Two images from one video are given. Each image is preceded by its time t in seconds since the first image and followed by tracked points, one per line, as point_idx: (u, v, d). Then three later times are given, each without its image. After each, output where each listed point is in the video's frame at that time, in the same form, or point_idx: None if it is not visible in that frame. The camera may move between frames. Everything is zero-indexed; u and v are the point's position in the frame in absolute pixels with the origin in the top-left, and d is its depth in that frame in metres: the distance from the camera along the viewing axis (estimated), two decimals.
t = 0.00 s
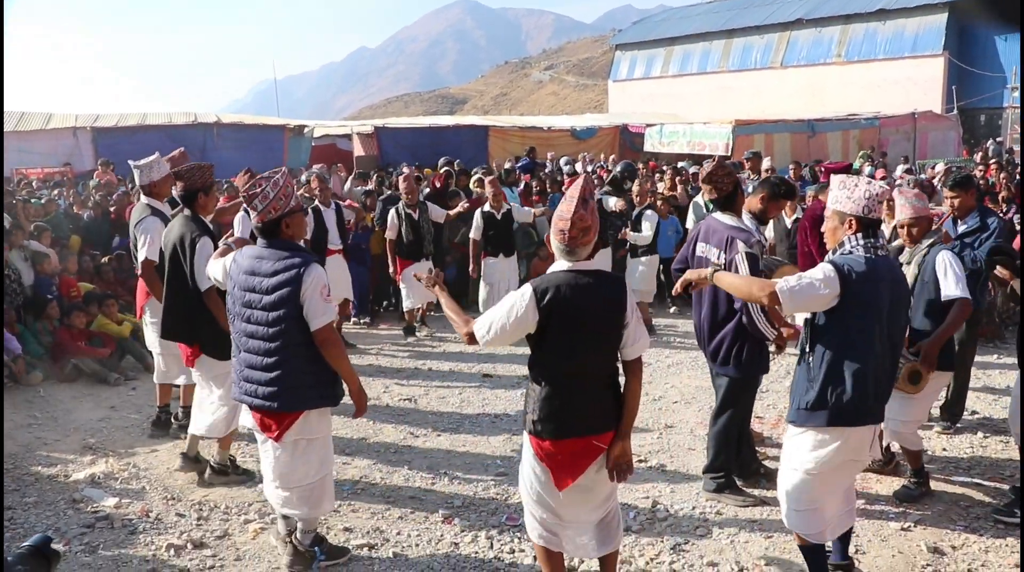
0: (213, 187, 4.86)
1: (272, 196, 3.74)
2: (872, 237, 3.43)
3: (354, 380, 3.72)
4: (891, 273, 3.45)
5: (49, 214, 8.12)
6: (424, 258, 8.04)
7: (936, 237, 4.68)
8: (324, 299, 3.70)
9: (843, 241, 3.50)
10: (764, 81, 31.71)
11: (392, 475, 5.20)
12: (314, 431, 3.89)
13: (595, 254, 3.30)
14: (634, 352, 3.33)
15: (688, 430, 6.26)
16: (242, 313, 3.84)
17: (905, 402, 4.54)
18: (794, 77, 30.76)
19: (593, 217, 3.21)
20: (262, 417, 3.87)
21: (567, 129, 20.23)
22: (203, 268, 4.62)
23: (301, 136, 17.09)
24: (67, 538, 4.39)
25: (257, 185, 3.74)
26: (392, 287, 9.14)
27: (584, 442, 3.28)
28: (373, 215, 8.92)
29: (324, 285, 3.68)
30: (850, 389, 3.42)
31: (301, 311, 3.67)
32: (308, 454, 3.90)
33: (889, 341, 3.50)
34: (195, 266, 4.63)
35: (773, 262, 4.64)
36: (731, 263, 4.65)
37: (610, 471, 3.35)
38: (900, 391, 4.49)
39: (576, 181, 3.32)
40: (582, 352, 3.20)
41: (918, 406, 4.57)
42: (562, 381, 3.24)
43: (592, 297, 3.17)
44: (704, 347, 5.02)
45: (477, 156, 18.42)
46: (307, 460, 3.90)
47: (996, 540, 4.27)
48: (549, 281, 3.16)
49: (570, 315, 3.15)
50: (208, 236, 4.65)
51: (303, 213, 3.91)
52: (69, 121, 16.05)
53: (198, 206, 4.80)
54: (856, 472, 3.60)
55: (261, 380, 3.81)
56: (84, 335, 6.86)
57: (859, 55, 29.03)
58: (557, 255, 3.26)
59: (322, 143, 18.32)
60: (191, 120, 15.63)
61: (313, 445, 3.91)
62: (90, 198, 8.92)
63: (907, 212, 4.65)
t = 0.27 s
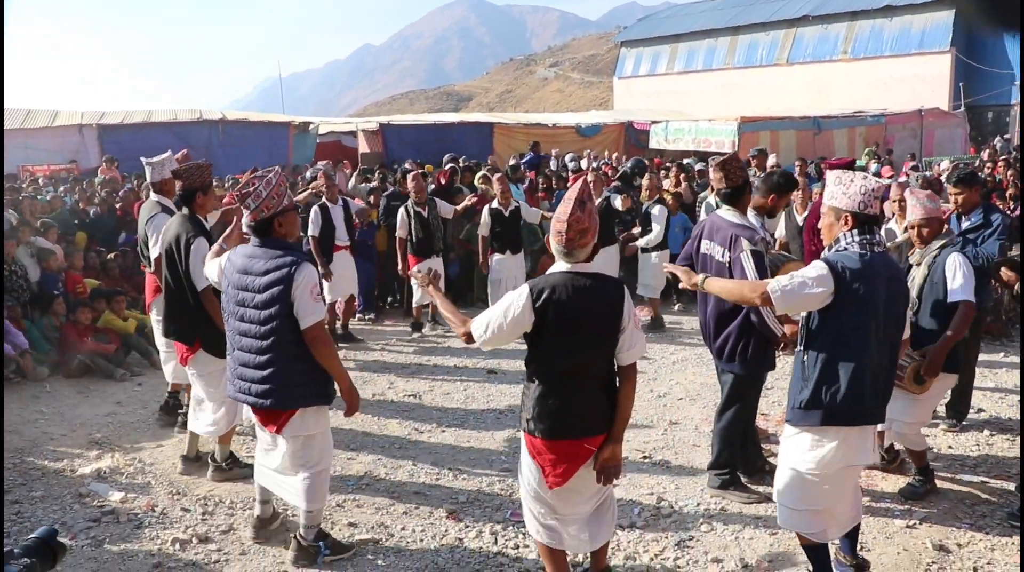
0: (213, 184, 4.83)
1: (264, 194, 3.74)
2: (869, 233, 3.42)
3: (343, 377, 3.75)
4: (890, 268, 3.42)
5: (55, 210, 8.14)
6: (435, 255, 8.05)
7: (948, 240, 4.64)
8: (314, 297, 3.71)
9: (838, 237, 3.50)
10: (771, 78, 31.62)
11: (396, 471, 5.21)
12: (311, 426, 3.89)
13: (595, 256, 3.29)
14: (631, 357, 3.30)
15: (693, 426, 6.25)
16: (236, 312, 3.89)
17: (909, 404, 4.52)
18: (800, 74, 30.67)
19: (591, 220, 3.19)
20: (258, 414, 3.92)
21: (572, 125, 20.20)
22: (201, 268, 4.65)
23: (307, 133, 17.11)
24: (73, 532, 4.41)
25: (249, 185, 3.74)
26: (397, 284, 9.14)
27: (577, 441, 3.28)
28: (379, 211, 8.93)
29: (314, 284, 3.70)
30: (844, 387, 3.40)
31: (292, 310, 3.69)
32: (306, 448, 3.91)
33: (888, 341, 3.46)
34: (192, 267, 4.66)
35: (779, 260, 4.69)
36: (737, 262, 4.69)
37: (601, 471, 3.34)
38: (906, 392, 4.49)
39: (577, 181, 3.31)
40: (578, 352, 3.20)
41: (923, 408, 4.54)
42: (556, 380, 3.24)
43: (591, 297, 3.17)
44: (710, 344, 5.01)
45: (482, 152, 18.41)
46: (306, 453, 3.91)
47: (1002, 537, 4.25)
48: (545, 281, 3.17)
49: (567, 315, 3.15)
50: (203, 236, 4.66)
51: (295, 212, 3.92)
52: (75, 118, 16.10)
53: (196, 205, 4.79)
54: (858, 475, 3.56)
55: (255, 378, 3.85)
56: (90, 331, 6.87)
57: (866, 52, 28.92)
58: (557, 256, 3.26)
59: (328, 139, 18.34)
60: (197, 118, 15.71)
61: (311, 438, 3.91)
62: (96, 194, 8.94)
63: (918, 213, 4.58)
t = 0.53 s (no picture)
0: (214, 175, 4.82)
1: (251, 188, 3.84)
2: (863, 226, 3.41)
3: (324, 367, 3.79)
4: (886, 262, 3.41)
5: (58, 206, 8.13)
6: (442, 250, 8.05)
7: (953, 233, 4.55)
8: (297, 292, 3.78)
9: (833, 231, 3.51)
10: (775, 75, 31.53)
11: (398, 466, 5.20)
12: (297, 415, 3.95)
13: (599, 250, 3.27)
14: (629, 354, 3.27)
15: (696, 422, 6.23)
16: (224, 302, 3.99)
17: (910, 399, 4.52)
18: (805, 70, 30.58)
19: (596, 213, 3.18)
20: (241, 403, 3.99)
21: (576, 122, 20.16)
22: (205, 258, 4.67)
23: (310, 129, 17.10)
24: (76, 528, 4.41)
25: (237, 178, 3.86)
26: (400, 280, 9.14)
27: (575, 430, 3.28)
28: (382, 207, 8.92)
29: (298, 278, 3.77)
30: (838, 382, 3.38)
31: (276, 302, 3.77)
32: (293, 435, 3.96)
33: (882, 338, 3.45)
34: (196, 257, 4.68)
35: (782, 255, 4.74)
36: (739, 258, 4.70)
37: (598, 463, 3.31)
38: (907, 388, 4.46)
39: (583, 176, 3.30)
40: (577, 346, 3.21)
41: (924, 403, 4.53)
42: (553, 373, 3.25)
43: (592, 292, 3.17)
44: (714, 339, 5.00)
45: (485, 149, 18.39)
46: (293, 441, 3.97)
47: (1005, 534, 4.23)
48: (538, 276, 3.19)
49: (566, 308, 3.16)
50: (207, 226, 4.69)
51: (284, 205, 4.02)
52: (79, 114, 16.11)
53: (199, 195, 4.79)
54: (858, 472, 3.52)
55: (238, 367, 3.93)
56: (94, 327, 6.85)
57: (870, 48, 28.82)
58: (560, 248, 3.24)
59: (332, 136, 18.32)
60: (201, 114, 15.67)
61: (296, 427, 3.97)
62: (99, 190, 8.93)
63: (922, 206, 4.59)
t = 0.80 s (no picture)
0: (211, 176, 4.79)
1: (245, 184, 3.84)
2: (857, 225, 3.38)
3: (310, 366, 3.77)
4: (880, 261, 3.37)
5: (56, 204, 8.10)
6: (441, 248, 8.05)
7: (952, 224, 4.51)
8: (287, 290, 3.74)
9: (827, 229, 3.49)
10: (773, 71, 31.50)
11: (396, 463, 5.18)
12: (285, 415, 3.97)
13: (581, 250, 3.30)
14: (607, 356, 3.23)
15: (695, 419, 6.22)
16: (220, 297, 4.01)
17: (906, 389, 4.50)
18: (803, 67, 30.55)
19: (575, 213, 3.22)
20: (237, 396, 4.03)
21: (574, 119, 20.13)
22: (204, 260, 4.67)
23: (308, 127, 17.06)
24: (73, 527, 4.40)
25: (231, 174, 3.85)
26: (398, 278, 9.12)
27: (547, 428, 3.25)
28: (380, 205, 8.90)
29: (287, 277, 3.73)
30: (825, 380, 3.36)
31: (266, 302, 3.75)
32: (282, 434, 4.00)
33: (878, 340, 3.39)
34: (195, 259, 4.67)
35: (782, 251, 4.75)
36: (737, 253, 4.69)
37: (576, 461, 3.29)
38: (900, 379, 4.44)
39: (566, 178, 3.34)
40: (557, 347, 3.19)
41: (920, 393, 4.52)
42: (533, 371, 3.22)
43: (574, 292, 3.15)
44: (714, 335, 4.99)
45: (483, 146, 18.36)
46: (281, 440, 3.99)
47: (1004, 528, 4.23)
48: (526, 273, 3.19)
49: (548, 308, 3.15)
50: (205, 228, 4.67)
51: (280, 200, 4.01)
52: (76, 113, 16.06)
53: (197, 197, 4.76)
54: (846, 468, 3.51)
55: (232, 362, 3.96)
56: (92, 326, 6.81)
57: (868, 44, 28.80)
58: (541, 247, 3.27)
59: (330, 134, 18.29)
60: (199, 112, 15.63)
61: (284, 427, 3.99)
62: (97, 188, 8.90)
63: (928, 196, 4.61)
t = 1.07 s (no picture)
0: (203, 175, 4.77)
1: (235, 188, 3.82)
2: (845, 221, 3.38)
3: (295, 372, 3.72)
4: (869, 257, 3.37)
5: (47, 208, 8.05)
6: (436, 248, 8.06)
7: (938, 218, 4.51)
8: (269, 294, 3.73)
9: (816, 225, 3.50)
10: (765, 67, 31.53)
11: (391, 463, 5.17)
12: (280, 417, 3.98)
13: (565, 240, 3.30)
14: (586, 348, 3.18)
15: (689, 416, 6.22)
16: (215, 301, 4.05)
17: (893, 377, 4.55)
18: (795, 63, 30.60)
19: (551, 208, 3.19)
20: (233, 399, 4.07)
21: (566, 117, 20.13)
22: (200, 256, 4.67)
23: (300, 127, 17.02)
24: (67, 533, 4.38)
25: (221, 178, 3.84)
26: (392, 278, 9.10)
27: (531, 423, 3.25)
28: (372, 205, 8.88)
29: (270, 281, 3.71)
30: (810, 377, 3.38)
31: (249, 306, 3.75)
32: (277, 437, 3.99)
33: (867, 338, 3.39)
34: (189, 256, 4.67)
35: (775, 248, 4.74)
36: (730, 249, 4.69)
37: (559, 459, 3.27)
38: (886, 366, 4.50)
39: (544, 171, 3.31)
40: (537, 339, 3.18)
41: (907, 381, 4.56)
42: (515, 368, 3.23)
43: (552, 283, 3.14)
44: (706, 331, 5.00)
45: (476, 146, 18.36)
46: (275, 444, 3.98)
47: (998, 521, 4.23)
48: (506, 271, 3.20)
49: (525, 299, 3.15)
50: (199, 227, 4.69)
51: (271, 203, 4.00)
52: (67, 115, 16.01)
53: (188, 196, 4.75)
54: (841, 467, 3.48)
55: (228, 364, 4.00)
56: (84, 329, 6.79)
57: (859, 39, 28.85)
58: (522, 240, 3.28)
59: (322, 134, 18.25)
60: (190, 113, 15.59)
61: (281, 430, 4.00)
62: (88, 192, 8.86)
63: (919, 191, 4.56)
